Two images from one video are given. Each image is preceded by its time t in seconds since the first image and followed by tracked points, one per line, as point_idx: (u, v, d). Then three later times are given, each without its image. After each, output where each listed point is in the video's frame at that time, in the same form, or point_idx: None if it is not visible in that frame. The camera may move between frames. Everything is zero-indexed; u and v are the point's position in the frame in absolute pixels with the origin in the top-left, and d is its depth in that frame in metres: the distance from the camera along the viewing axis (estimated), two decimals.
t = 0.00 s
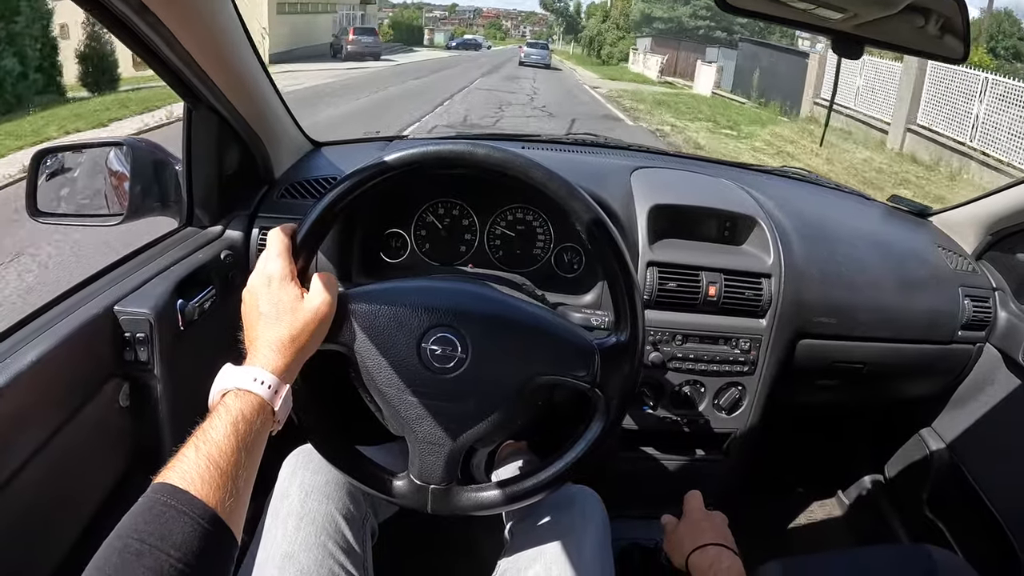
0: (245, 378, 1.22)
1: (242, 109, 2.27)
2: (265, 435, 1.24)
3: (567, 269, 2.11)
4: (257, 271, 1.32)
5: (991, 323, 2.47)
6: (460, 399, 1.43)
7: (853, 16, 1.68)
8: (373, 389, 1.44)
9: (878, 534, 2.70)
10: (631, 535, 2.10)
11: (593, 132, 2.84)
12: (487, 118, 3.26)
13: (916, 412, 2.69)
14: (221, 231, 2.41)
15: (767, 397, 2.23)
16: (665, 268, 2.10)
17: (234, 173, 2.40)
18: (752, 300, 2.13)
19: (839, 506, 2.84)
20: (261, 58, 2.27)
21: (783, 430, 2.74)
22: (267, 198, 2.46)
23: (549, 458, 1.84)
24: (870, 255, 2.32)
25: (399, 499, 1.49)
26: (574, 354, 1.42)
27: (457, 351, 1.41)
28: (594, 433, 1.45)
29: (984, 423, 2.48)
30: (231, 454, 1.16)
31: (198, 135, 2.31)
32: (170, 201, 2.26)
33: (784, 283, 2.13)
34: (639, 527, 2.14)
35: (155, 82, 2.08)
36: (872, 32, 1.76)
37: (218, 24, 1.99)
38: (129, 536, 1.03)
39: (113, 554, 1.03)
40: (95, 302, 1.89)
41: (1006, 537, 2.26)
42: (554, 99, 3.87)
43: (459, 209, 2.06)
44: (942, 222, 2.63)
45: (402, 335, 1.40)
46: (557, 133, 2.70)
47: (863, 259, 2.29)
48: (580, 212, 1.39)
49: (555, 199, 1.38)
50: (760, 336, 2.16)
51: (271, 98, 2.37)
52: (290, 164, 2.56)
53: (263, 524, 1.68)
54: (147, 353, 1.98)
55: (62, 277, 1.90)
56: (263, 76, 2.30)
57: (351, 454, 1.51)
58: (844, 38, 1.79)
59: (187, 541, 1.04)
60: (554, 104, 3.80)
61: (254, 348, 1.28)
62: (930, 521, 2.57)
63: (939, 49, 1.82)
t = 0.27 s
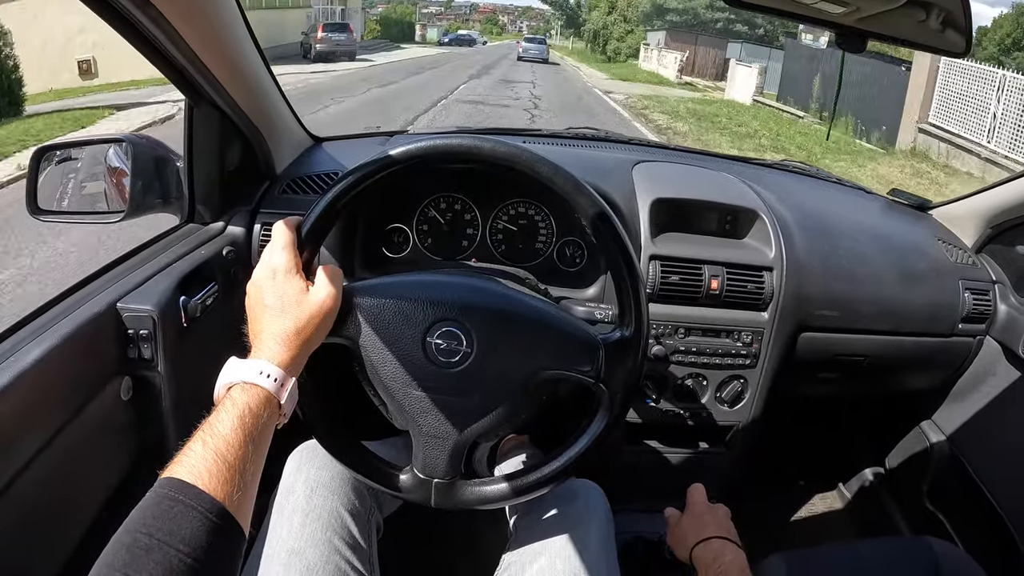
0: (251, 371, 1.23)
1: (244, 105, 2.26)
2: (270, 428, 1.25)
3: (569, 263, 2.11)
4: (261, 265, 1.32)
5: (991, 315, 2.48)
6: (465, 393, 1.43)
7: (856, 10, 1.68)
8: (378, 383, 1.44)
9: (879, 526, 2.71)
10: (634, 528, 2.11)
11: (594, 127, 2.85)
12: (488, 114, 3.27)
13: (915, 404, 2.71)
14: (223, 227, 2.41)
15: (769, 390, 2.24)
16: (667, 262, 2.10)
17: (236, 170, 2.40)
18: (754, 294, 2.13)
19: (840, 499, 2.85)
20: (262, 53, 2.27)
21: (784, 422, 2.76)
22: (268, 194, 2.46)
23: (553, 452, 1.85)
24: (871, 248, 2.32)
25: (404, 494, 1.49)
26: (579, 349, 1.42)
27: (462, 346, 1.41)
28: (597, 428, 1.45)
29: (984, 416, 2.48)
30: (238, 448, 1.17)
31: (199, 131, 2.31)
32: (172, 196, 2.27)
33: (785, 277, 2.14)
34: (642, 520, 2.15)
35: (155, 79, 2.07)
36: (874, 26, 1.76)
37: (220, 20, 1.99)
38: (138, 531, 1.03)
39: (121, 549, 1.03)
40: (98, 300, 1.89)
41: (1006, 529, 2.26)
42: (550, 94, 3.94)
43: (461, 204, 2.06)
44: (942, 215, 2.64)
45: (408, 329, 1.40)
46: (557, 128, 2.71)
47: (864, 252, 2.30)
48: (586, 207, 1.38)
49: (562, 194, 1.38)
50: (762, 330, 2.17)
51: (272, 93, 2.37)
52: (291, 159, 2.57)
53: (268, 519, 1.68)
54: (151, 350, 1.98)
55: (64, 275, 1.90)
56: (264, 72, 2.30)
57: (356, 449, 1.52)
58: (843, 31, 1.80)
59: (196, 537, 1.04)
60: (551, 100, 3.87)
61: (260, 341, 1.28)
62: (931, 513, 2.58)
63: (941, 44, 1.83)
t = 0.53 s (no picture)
0: (234, 363, 1.20)
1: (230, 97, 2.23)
2: (255, 420, 1.22)
3: (563, 250, 2.08)
4: (245, 255, 1.29)
5: (994, 298, 2.44)
6: (454, 382, 1.40)
7: None
8: (365, 372, 1.41)
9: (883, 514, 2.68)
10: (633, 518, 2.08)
11: (587, 114, 2.81)
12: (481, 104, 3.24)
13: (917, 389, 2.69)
14: (211, 221, 2.37)
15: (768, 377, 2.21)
16: (662, 247, 2.07)
17: (224, 162, 2.37)
18: (752, 279, 2.10)
19: (843, 488, 2.82)
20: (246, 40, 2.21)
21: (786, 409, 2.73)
22: (258, 186, 2.43)
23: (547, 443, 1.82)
24: (870, 230, 2.29)
25: (394, 485, 1.46)
26: (570, 335, 1.38)
27: (450, 333, 1.37)
28: (590, 416, 1.42)
29: (987, 400, 2.45)
30: (221, 442, 1.14)
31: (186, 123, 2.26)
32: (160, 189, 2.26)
33: (783, 261, 2.10)
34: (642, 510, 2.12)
35: (139, 71, 2.04)
36: None
37: (205, 11, 1.95)
38: (120, 530, 0.99)
39: (103, 549, 0.99)
40: (85, 294, 1.86)
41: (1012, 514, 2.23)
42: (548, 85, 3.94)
43: (452, 191, 2.03)
44: (943, 198, 2.60)
45: (394, 316, 1.37)
46: (549, 115, 2.68)
47: (864, 235, 2.26)
48: (574, 188, 1.35)
49: (549, 176, 1.35)
50: (761, 315, 2.13)
51: (258, 82, 2.32)
52: (280, 152, 2.53)
53: (259, 514, 1.65)
54: (138, 344, 1.95)
55: (51, 270, 1.87)
56: (249, 59, 2.25)
57: (345, 439, 1.48)
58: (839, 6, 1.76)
59: (179, 535, 1.01)
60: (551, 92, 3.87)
61: (243, 333, 1.25)
62: (935, 500, 2.55)
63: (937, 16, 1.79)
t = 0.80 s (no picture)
0: (234, 369, 1.20)
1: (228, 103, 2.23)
2: (254, 426, 1.22)
3: (560, 254, 2.09)
4: (243, 262, 1.29)
5: (992, 300, 2.44)
6: (452, 388, 1.41)
7: None
8: (364, 378, 1.42)
9: (881, 515, 2.69)
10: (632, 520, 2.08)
11: (585, 117, 2.82)
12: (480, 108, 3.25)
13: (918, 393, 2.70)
14: (211, 226, 2.38)
15: (766, 380, 2.21)
16: (659, 251, 2.07)
17: (222, 167, 2.38)
18: (749, 282, 2.10)
19: (842, 488, 2.82)
20: (242, 46, 2.22)
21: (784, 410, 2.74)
22: (256, 192, 2.44)
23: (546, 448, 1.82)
24: (867, 233, 2.29)
25: (393, 490, 1.46)
26: (567, 341, 1.39)
27: (447, 339, 1.38)
28: (587, 421, 1.43)
29: (985, 401, 2.46)
30: (220, 446, 1.14)
31: (183, 130, 2.26)
32: (159, 196, 2.27)
33: (780, 264, 2.11)
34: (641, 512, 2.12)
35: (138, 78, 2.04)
36: (863, 4, 1.74)
37: (199, 17, 1.96)
38: (117, 532, 1.00)
39: (101, 550, 1.00)
40: (84, 300, 1.86)
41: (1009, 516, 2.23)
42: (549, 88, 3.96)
43: (450, 196, 2.03)
44: (940, 200, 2.61)
45: (392, 322, 1.37)
46: (547, 119, 2.68)
47: (861, 237, 2.27)
48: (569, 195, 1.36)
49: (544, 183, 1.36)
50: (758, 318, 2.14)
51: (255, 87, 2.33)
52: (278, 157, 2.54)
53: (259, 518, 1.66)
54: (138, 350, 1.96)
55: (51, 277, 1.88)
56: (246, 65, 2.26)
57: (344, 444, 1.49)
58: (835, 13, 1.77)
59: (176, 537, 1.02)
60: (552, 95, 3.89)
61: (242, 339, 1.25)
62: (933, 501, 2.55)
63: (932, 21, 1.80)
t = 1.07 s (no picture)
0: (231, 366, 1.19)
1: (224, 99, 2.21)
2: (252, 423, 1.21)
3: (560, 251, 2.07)
4: (241, 258, 1.28)
5: (994, 296, 2.43)
6: (451, 385, 1.39)
7: None
8: (362, 376, 1.40)
9: (883, 511, 2.68)
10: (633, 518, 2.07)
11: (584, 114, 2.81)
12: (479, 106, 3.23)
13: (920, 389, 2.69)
14: (208, 224, 2.38)
15: (767, 376, 2.20)
16: (660, 247, 2.06)
17: (220, 165, 2.36)
18: (750, 278, 2.09)
19: (843, 485, 2.81)
20: (239, 43, 2.21)
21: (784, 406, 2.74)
22: (254, 189, 2.42)
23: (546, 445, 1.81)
24: (869, 228, 2.28)
25: (392, 488, 1.45)
26: (567, 337, 1.38)
27: (446, 336, 1.37)
28: (588, 418, 1.41)
29: (987, 397, 2.44)
30: (217, 444, 1.13)
31: (181, 128, 2.26)
32: (156, 194, 2.24)
33: (782, 260, 2.09)
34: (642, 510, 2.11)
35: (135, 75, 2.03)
36: None
37: (196, 12, 1.94)
38: (115, 530, 0.99)
39: (99, 549, 0.99)
40: (81, 299, 1.85)
41: (1013, 513, 2.22)
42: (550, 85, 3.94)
43: (449, 193, 2.01)
44: (941, 195, 2.60)
45: (390, 319, 1.36)
46: (547, 115, 2.66)
47: (863, 233, 2.26)
48: (569, 189, 1.35)
49: (543, 177, 1.34)
50: (760, 314, 2.12)
51: (254, 85, 2.32)
52: (277, 155, 2.52)
53: (258, 517, 1.65)
54: (136, 349, 1.94)
55: (47, 276, 1.86)
56: (243, 62, 2.24)
57: (343, 442, 1.48)
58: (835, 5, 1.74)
59: (174, 534, 1.01)
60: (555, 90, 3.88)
61: (240, 336, 1.24)
62: (936, 497, 2.54)
63: (933, 13, 1.78)
